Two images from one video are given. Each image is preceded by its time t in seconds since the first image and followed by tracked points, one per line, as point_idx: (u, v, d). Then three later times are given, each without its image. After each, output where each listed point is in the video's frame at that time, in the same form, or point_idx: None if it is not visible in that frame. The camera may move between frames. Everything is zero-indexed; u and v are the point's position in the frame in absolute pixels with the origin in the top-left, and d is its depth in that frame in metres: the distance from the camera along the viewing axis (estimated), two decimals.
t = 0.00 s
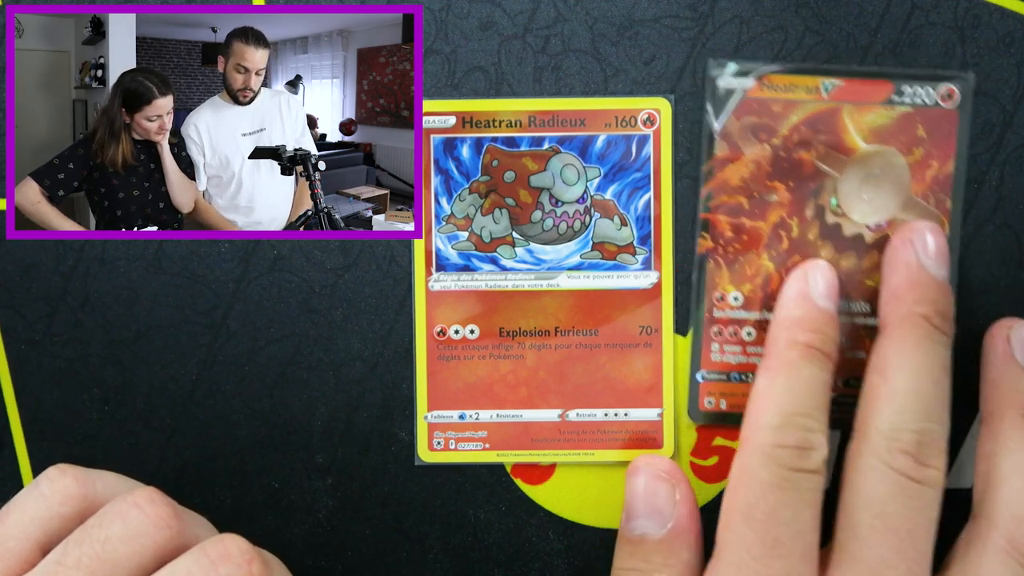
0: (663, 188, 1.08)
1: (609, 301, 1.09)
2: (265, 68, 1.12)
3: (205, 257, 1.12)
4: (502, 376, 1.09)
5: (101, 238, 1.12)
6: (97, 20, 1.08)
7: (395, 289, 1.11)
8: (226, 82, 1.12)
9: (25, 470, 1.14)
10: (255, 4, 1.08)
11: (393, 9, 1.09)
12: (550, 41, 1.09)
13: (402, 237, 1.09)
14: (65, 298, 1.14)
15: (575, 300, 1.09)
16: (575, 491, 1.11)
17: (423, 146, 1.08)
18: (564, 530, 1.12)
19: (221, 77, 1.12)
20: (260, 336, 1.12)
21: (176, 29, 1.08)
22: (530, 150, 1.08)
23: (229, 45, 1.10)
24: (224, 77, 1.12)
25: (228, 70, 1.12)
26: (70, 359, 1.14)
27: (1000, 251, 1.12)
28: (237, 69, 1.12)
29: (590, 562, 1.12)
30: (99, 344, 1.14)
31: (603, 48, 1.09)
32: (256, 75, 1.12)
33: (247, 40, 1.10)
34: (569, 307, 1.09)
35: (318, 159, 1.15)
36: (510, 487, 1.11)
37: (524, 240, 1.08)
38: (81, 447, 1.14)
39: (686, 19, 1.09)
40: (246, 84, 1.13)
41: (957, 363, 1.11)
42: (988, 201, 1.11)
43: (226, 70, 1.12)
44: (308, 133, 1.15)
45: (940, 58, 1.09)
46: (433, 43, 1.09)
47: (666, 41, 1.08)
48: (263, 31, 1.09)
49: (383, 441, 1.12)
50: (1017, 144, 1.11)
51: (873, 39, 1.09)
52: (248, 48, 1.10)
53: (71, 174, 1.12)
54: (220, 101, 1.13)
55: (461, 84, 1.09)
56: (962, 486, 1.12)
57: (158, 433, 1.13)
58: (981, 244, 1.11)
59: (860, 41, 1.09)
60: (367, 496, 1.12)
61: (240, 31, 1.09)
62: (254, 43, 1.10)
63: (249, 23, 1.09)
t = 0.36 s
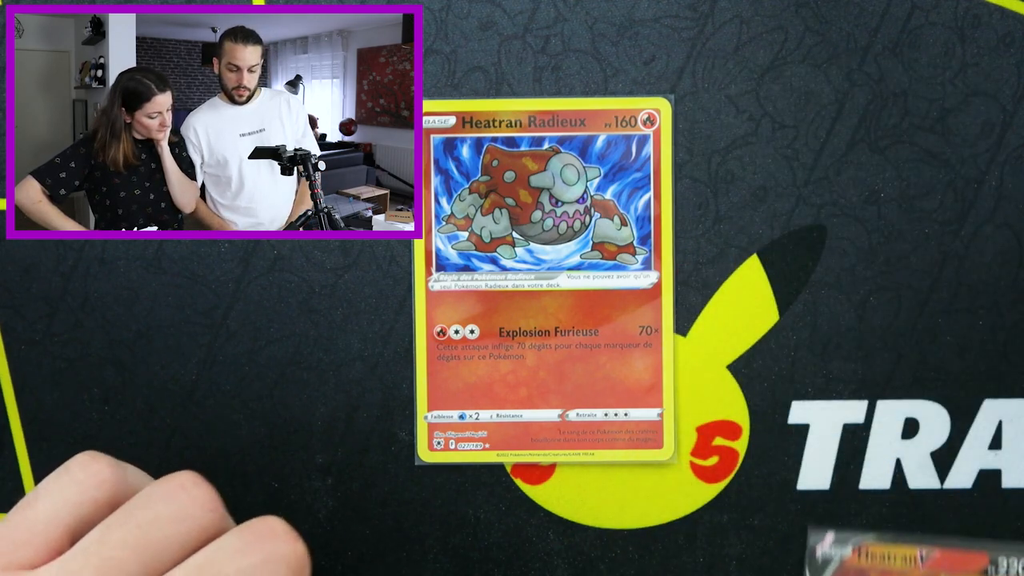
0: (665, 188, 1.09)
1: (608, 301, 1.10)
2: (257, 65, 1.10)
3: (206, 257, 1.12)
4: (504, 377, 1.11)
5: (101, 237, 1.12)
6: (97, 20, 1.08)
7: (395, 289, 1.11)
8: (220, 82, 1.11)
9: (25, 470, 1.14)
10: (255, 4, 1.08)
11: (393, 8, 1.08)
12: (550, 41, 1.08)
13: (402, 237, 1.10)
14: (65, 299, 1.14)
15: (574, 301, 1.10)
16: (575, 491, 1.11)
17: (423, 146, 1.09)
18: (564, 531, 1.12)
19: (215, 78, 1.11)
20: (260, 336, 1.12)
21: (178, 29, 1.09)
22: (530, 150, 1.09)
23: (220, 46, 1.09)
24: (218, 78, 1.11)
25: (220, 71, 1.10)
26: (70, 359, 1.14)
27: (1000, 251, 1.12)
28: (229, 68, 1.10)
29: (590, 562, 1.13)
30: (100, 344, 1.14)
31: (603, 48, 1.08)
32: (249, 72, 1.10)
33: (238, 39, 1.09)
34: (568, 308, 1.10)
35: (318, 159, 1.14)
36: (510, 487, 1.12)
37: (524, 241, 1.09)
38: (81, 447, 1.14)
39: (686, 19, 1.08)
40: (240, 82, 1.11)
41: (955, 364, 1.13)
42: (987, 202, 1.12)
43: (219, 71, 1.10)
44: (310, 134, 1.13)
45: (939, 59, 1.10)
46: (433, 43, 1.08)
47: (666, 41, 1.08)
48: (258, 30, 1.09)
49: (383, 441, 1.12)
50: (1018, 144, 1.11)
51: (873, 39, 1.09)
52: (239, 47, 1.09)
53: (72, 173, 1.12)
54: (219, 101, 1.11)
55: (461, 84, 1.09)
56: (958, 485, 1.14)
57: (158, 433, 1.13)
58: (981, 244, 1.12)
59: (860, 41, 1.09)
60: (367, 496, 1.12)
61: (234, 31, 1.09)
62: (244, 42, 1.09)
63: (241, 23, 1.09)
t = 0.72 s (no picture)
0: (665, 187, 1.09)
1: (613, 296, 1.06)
2: (253, 63, 1.11)
3: (206, 256, 1.12)
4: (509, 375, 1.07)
5: (101, 237, 1.12)
6: (97, 20, 1.08)
7: (395, 289, 1.10)
8: (218, 83, 1.11)
9: (25, 470, 1.14)
10: (255, 4, 1.08)
11: (393, 8, 1.09)
12: (550, 41, 1.08)
13: (402, 237, 1.09)
14: (65, 299, 1.13)
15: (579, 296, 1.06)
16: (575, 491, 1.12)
17: (423, 145, 1.04)
18: (564, 530, 1.13)
19: (211, 79, 1.11)
20: (260, 336, 1.12)
21: (177, 29, 1.08)
22: (535, 147, 1.05)
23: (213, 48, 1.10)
24: (215, 78, 1.11)
25: (216, 72, 1.10)
26: (70, 359, 1.14)
27: (1000, 251, 1.12)
28: (225, 69, 1.11)
29: (590, 561, 1.13)
30: (100, 344, 1.14)
31: (603, 48, 1.08)
32: (245, 72, 1.12)
33: (232, 40, 1.10)
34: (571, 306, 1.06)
35: (318, 159, 1.15)
36: (510, 488, 1.11)
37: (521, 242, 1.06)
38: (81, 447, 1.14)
39: (686, 19, 1.08)
40: (236, 83, 1.12)
41: (955, 364, 1.13)
42: (987, 202, 1.12)
43: (215, 73, 1.10)
44: (310, 134, 1.15)
45: (939, 59, 1.10)
46: (433, 43, 1.08)
47: (666, 41, 1.08)
48: (256, 30, 1.09)
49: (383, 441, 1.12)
50: (1017, 144, 1.11)
51: (873, 39, 1.09)
52: (233, 47, 1.10)
53: (72, 173, 1.12)
54: (218, 102, 1.12)
55: (461, 84, 1.08)
56: (958, 485, 1.14)
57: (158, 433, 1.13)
58: (981, 244, 1.12)
59: (860, 41, 1.09)
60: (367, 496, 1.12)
61: (228, 32, 1.09)
62: (238, 42, 1.10)
63: (236, 23, 1.09)
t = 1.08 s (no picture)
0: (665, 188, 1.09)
1: (725, 247, 1.09)
2: (254, 64, 1.10)
3: (206, 257, 1.11)
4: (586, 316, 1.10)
5: (101, 237, 1.12)
6: (97, 20, 1.08)
7: (395, 289, 1.11)
8: (218, 83, 1.10)
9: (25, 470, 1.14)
10: (255, 4, 1.08)
11: (393, 8, 1.08)
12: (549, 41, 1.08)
13: (403, 237, 1.10)
14: (65, 299, 1.13)
15: (698, 239, 1.09)
16: (575, 489, 1.12)
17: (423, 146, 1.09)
18: (564, 530, 1.13)
19: (213, 79, 1.10)
20: (260, 336, 1.12)
21: (178, 29, 1.09)
22: (665, 86, 1.08)
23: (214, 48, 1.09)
24: (216, 78, 1.10)
25: (218, 72, 1.10)
26: (70, 359, 1.14)
27: (1000, 252, 1.12)
28: (225, 69, 1.10)
29: (590, 561, 1.14)
30: (99, 344, 1.13)
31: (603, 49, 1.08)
32: (246, 72, 1.10)
33: (234, 41, 1.09)
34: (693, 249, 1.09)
35: (318, 159, 1.13)
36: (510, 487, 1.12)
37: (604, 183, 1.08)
38: (81, 447, 1.14)
39: (686, 19, 1.08)
40: (236, 83, 1.11)
41: (955, 364, 1.13)
42: (987, 202, 1.12)
43: (217, 73, 1.10)
44: (311, 134, 1.13)
45: (939, 59, 1.10)
46: (433, 43, 1.08)
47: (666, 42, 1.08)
48: (258, 30, 1.08)
49: (384, 441, 1.12)
50: (1018, 144, 1.11)
51: (873, 39, 1.09)
52: (234, 47, 1.09)
53: (71, 173, 1.12)
54: (218, 102, 1.11)
55: (461, 84, 1.09)
56: (958, 485, 1.14)
57: (158, 433, 1.13)
58: (981, 244, 1.12)
59: (860, 41, 1.09)
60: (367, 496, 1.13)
61: (230, 33, 1.09)
62: (239, 42, 1.09)
63: (237, 23, 1.09)
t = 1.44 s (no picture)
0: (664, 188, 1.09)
1: (725, 248, 1.09)
2: (260, 67, 1.10)
3: (206, 257, 1.11)
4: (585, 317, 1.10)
5: (101, 237, 1.12)
6: (97, 20, 1.08)
7: (395, 289, 1.11)
8: (223, 85, 1.10)
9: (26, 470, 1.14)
10: (256, 4, 1.08)
11: (393, 8, 1.08)
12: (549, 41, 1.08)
13: (403, 237, 1.10)
14: (65, 299, 1.13)
15: (699, 239, 1.09)
16: (575, 489, 1.12)
17: (423, 146, 1.09)
18: (564, 530, 1.13)
19: (217, 80, 1.10)
20: (260, 336, 1.12)
21: (178, 29, 1.09)
22: (665, 86, 1.08)
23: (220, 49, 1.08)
24: (220, 79, 1.10)
25: (223, 74, 1.10)
26: (71, 359, 1.14)
27: (1000, 251, 1.12)
28: (230, 71, 1.10)
29: (590, 562, 1.14)
30: (99, 344, 1.13)
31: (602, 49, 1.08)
32: (251, 75, 1.10)
33: (239, 43, 1.09)
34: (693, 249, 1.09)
35: (318, 159, 1.13)
36: (510, 487, 1.12)
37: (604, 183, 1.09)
38: (81, 447, 1.14)
39: (686, 20, 1.08)
40: (242, 86, 1.10)
41: (955, 364, 1.13)
42: (987, 201, 1.12)
43: (222, 75, 1.10)
44: (311, 135, 1.13)
45: (939, 59, 1.10)
46: (433, 44, 1.08)
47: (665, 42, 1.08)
48: (260, 31, 1.08)
49: (383, 441, 1.12)
50: (1018, 143, 1.11)
51: (873, 39, 1.09)
52: (240, 50, 1.09)
53: (70, 173, 1.11)
54: (220, 102, 1.11)
55: (461, 84, 1.09)
56: (958, 485, 1.14)
57: (158, 433, 1.13)
58: (981, 244, 1.12)
59: (860, 41, 1.09)
60: (367, 496, 1.13)
61: (235, 35, 1.08)
62: (245, 44, 1.09)
63: (241, 23, 1.08)
